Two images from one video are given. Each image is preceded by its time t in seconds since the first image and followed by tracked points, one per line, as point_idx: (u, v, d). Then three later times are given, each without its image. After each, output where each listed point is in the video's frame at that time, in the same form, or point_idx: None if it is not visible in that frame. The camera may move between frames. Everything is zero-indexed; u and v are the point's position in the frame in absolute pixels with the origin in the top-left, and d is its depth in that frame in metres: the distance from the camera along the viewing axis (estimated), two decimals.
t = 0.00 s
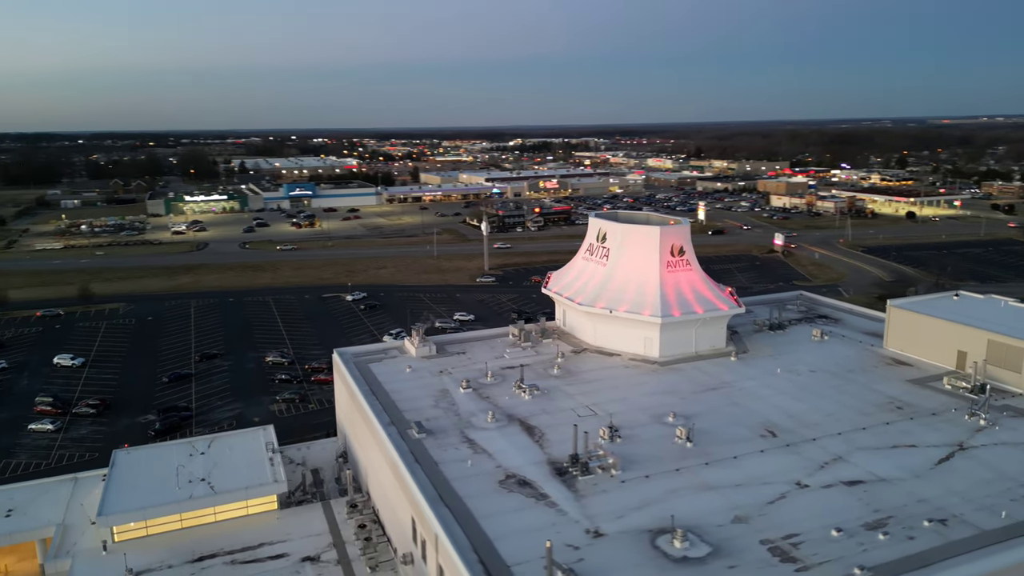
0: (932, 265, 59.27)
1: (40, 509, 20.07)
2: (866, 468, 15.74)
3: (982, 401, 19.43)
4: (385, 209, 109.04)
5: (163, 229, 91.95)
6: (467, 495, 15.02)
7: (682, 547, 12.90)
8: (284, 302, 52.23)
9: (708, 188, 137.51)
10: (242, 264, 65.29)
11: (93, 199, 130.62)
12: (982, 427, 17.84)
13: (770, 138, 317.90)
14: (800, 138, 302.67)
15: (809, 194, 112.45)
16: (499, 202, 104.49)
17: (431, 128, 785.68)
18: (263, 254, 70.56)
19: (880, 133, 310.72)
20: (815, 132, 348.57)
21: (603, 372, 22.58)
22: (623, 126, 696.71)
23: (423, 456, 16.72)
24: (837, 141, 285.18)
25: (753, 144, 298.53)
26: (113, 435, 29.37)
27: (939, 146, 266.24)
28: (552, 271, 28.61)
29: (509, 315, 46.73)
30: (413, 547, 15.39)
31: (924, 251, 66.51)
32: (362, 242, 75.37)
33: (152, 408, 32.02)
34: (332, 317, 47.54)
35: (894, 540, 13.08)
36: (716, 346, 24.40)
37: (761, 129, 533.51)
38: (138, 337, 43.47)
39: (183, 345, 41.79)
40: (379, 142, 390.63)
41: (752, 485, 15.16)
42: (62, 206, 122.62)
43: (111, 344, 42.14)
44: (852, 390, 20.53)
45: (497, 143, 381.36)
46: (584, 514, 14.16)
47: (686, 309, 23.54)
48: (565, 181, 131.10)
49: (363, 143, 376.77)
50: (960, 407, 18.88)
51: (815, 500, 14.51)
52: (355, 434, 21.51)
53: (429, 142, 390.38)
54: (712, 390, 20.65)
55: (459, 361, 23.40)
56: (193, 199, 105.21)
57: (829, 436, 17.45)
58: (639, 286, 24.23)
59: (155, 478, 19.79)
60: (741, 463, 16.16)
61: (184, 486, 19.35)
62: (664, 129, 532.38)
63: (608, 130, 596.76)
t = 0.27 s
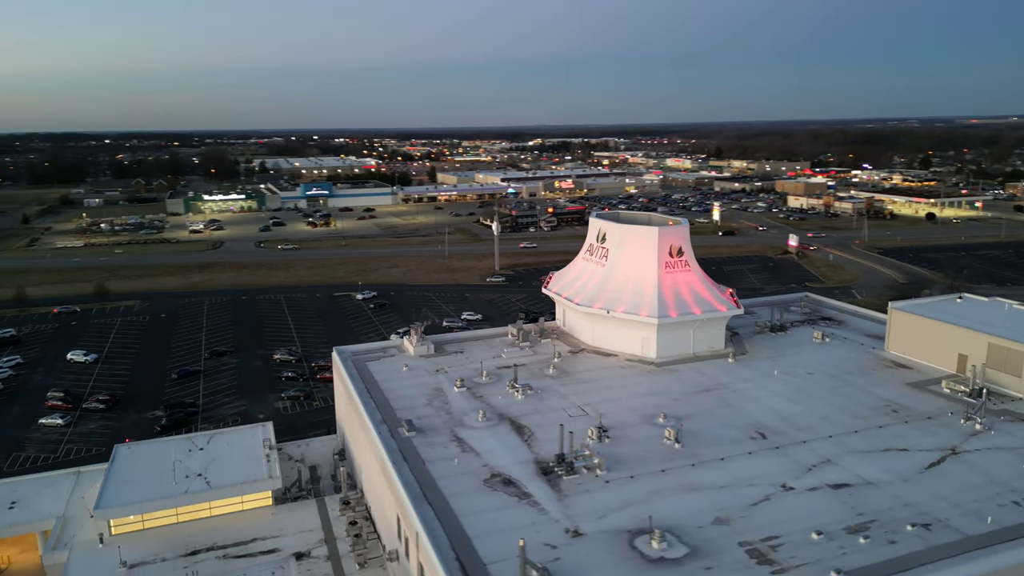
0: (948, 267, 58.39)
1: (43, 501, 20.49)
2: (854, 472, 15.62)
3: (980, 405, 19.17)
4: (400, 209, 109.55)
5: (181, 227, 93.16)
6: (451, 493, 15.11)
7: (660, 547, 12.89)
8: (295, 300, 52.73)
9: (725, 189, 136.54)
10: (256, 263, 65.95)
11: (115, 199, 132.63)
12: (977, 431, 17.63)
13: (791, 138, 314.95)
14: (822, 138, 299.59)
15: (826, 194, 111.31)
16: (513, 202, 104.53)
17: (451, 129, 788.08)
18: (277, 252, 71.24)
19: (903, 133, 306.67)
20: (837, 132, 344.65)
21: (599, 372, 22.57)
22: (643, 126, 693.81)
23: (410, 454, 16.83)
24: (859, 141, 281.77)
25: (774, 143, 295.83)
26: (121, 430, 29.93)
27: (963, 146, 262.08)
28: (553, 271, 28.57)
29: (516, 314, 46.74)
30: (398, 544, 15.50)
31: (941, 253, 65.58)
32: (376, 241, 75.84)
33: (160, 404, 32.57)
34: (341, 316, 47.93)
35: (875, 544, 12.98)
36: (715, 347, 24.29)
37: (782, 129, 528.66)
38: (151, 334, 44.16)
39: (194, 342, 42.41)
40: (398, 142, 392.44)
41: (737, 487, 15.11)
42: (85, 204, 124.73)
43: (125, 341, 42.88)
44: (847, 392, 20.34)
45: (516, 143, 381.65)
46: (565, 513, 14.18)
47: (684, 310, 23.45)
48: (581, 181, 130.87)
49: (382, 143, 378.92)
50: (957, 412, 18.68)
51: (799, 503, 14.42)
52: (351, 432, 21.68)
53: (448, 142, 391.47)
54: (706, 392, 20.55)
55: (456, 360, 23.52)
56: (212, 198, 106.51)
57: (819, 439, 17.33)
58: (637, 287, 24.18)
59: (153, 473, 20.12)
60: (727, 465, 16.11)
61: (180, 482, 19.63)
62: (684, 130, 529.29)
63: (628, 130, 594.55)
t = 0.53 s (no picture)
0: (967, 269, 57.42)
1: (47, 494, 20.95)
2: (841, 475, 15.50)
3: (977, 409, 18.90)
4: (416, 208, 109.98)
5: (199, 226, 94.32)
6: (435, 490, 15.21)
7: (637, 547, 12.90)
8: (307, 298, 53.21)
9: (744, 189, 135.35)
10: (270, 261, 66.59)
11: (137, 198, 134.48)
12: (972, 435, 17.39)
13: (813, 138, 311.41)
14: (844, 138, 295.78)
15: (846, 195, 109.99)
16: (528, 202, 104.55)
17: (470, 128, 789.42)
18: (291, 251, 71.85)
19: (928, 133, 301.84)
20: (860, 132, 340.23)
21: (595, 372, 22.58)
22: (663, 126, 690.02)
23: (399, 452, 16.97)
24: (883, 141, 277.88)
25: (795, 143, 292.62)
26: (129, 425, 30.48)
27: (990, 146, 257.38)
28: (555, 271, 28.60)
29: (524, 314, 46.75)
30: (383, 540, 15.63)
31: (960, 254, 64.51)
32: (389, 240, 76.22)
33: (168, 400, 33.11)
34: (351, 314, 48.26)
35: (855, 547, 12.88)
36: (713, 348, 24.18)
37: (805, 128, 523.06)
38: (163, 331, 44.85)
39: (205, 339, 42.98)
40: (418, 142, 394.00)
41: (721, 488, 15.06)
42: (108, 203, 126.75)
43: (138, 337, 43.60)
44: (843, 395, 20.17)
45: (535, 142, 381.29)
46: (546, 512, 14.23)
47: (681, 310, 23.37)
48: (597, 181, 130.52)
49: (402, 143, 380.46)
50: (953, 415, 18.44)
51: (782, 504, 14.37)
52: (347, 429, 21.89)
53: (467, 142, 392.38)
54: (700, 393, 20.47)
55: (453, 359, 23.65)
56: (230, 197, 107.74)
57: (809, 441, 17.22)
58: (635, 288, 24.16)
59: (151, 467, 20.45)
60: (714, 466, 16.06)
61: (178, 476, 19.96)
62: (705, 130, 525.79)
63: (648, 130, 591.73)
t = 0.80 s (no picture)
0: (984, 271, 56.52)
1: (50, 487, 21.43)
2: (827, 477, 15.41)
3: (974, 412, 18.66)
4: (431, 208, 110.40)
5: (216, 225, 95.45)
6: (420, 487, 15.34)
7: (614, 547, 12.93)
8: (318, 296, 53.69)
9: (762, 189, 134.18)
10: (283, 260, 67.24)
11: (158, 197, 136.29)
12: (965, 439, 17.18)
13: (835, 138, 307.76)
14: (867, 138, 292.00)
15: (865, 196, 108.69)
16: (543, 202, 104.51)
17: (489, 128, 790.28)
18: (305, 250, 72.46)
19: (953, 132, 297.16)
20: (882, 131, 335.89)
21: (590, 372, 22.60)
22: (683, 125, 686.02)
23: (388, 449, 17.12)
24: (906, 140, 273.96)
25: (817, 143, 289.44)
26: (137, 420, 31.04)
27: (1017, 146, 252.84)
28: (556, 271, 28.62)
29: (532, 314, 46.79)
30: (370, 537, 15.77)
31: (978, 256, 63.50)
32: (402, 240, 76.60)
33: (177, 396, 33.65)
34: (360, 313, 48.63)
35: (833, 550, 12.83)
36: (711, 350, 24.10)
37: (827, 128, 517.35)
38: (176, 328, 45.54)
39: (216, 336, 43.59)
40: (437, 142, 394.92)
41: (704, 489, 15.04)
42: (129, 202, 128.60)
43: (151, 334, 44.33)
44: (838, 397, 20.02)
45: (554, 142, 380.90)
46: (528, 510, 14.29)
47: (678, 311, 23.31)
48: (613, 181, 130.14)
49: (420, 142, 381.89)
50: (947, 419, 18.23)
51: (765, 506, 14.32)
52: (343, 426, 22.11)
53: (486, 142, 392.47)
54: (693, 394, 20.43)
55: (450, 358, 23.78)
56: (248, 196, 108.87)
57: (799, 443, 17.11)
58: (633, 288, 24.13)
59: (151, 461, 20.80)
60: (700, 467, 16.03)
61: (176, 470, 20.28)
62: (726, 129, 521.65)
63: (668, 130, 588.62)
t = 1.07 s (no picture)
0: (1002, 273, 55.62)
1: (54, 479, 21.89)
2: (813, 479, 15.32)
3: (970, 416, 18.43)
4: (446, 207, 110.86)
5: (234, 223, 96.63)
6: (406, 483, 15.47)
7: (592, 545, 12.98)
8: (329, 294, 54.18)
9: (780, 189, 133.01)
10: (298, 258, 67.92)
11: (179, 196, 138.22)
12: (958, 443, 17.00)
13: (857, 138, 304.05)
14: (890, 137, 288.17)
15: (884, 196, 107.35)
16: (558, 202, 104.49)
17: (509, 127, 790.98)
18: (320, 248, 73.14)
19: (979, 132, 292.46)
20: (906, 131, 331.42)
21: (586, 372, 22.63)
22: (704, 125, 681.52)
23: (378, 446, 17.28)
24: (930, 140, 269.93)
25: (839, 143, 286.22)
26: (145, 415, 31.58)
27: None
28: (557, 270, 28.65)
29: (540, 313, 46.83)
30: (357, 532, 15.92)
31: (997, 258, 62.50)
32: (415, 239, 77.01)
33: (185, 392, 34.19)
34: (370, 311, 49.00)
35: (811, 552, 12.78)
36: (708, 350, 24.02)
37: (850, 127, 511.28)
38: (188, 325, 46.21)
39: (227, 333, 44.16)
40: (456, 142, 396.22)
41: (688, 489, 15.04)
42: (151, 201, 130.53)
43: (164, 331, 45.03)
44: (833, 399, 19.88)
45: (573, 142, 380.48)
46: (509, 508, 14.38)
47: (675, 311, 23.25)
48: (630, 181, 129.78)
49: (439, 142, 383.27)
50: (942, 422, 18.03)
51: (747, 507, 14.29)
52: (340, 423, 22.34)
53: (505, 141, 392.53)
54: (687, 395, 20.39)
55: (447, 356, 23.93)
56: (266, 195, 109.93)
57: (788, 444, 17.04)
58: (631, 288, 24.11)
59: (151, 456, 21.16)
60: (686, 467, 16.02)
61: (175, 465, 20.64)
62: (747, 129, 517.12)
63: (688, 130, 585.08)
